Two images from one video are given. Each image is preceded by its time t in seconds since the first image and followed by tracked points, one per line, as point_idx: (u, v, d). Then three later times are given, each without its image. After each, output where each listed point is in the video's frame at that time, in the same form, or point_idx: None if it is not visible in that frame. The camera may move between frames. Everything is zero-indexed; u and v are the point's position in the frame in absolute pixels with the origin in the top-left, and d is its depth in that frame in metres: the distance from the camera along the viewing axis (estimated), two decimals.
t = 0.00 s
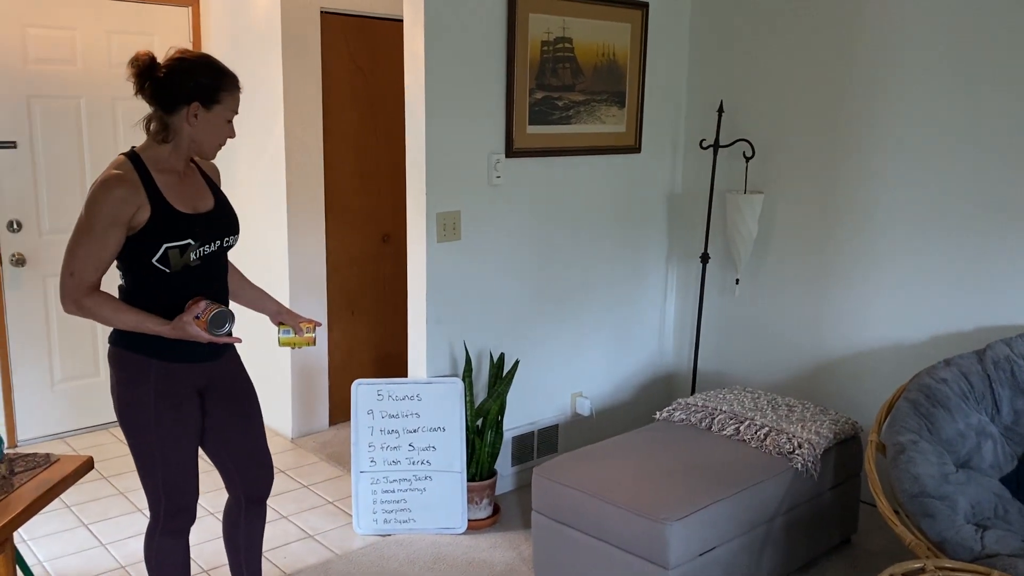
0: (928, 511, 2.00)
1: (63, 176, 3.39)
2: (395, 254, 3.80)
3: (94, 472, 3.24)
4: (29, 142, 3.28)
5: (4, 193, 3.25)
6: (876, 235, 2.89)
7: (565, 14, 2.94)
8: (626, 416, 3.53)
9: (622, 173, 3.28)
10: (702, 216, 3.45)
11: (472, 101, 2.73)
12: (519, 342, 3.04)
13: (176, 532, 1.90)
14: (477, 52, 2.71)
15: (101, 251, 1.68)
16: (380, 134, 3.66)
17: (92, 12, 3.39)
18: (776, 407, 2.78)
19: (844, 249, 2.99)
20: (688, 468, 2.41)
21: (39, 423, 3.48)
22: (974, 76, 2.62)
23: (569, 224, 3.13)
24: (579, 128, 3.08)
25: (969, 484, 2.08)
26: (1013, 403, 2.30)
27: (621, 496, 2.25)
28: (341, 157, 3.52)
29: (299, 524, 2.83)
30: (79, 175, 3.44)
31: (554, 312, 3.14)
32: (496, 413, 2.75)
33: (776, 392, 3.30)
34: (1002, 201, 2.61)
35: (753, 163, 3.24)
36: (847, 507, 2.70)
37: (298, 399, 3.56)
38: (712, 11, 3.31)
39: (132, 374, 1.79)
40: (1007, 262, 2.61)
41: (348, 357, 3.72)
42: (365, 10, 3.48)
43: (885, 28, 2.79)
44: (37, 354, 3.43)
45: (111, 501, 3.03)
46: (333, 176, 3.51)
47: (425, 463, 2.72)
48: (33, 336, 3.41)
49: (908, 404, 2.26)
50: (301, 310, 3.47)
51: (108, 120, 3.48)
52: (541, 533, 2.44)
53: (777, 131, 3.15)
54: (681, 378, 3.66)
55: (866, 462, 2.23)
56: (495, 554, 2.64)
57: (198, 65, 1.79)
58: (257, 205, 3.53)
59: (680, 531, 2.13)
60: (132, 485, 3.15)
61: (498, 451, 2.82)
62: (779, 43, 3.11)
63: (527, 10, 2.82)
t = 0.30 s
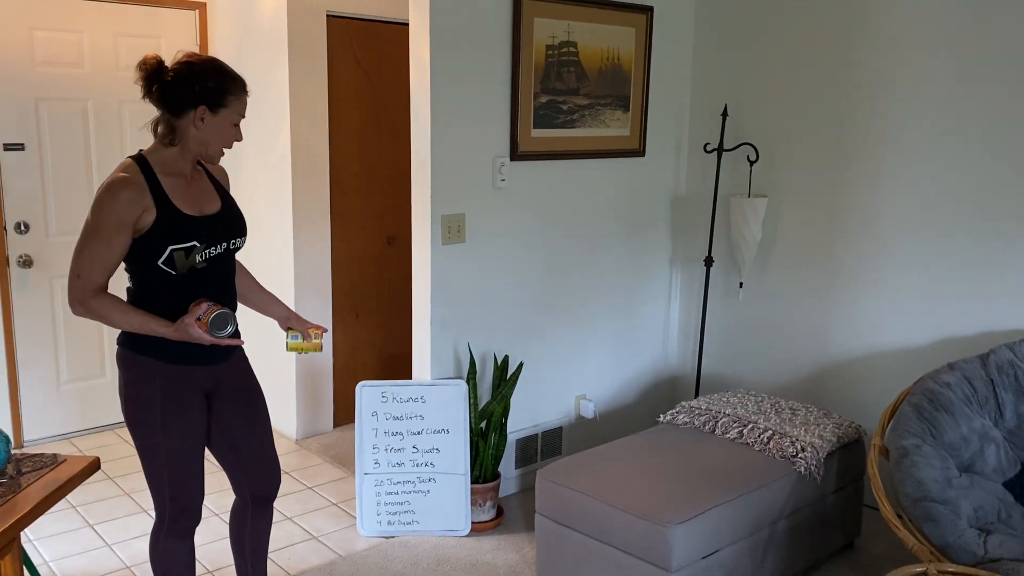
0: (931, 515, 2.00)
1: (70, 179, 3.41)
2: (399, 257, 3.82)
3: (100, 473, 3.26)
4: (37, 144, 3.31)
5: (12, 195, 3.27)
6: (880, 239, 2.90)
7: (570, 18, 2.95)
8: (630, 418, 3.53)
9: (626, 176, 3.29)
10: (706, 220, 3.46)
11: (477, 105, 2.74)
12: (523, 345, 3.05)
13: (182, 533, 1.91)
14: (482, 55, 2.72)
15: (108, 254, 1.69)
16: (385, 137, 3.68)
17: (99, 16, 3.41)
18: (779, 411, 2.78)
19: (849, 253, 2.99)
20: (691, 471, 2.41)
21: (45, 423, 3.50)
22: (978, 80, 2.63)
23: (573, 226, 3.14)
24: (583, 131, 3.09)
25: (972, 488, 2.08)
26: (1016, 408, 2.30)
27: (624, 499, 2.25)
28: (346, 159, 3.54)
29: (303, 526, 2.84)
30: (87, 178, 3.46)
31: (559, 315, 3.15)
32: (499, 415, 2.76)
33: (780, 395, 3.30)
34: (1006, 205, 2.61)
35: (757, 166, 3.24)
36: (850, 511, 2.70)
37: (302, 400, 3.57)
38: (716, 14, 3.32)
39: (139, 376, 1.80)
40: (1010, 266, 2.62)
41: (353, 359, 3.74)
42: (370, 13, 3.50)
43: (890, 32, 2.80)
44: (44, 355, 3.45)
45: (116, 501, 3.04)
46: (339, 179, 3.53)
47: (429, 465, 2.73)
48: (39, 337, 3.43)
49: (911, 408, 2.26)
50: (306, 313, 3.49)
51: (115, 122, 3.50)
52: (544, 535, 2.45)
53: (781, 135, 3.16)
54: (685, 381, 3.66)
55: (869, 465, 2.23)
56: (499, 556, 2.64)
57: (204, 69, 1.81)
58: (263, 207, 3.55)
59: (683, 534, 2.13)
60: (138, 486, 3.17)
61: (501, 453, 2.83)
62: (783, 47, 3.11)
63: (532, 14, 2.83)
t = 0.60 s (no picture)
0: (934, 520, 2.00)
1: (76, 182, 3.43)
2: (403, 261, 3.83)
3: (104, 475, 3.27)
4: (43, 148, 3.32)
5: (19, 198, 3.29)
6: (884, 244, 2.90)
7: (574, 23, 2.96)
8: (633, 423, 3.54)
9: (630, 181, 3.30)
10: (709, 225, 3.46)
11: (481, 109, 2.75)
12: (526, 349, 3.05)
13: (186, 535, 1.92)
14: (487, 60, 2.74)
15: (116, 258, 1.70)
16: (390, 141, 3.69)
17: (106, 20, 3.43)
18: (783, 416, 2.79)
19: (853, 258, 2.99)
20: (695, 476, 2.42)
21: (50, 426, 3.52)
22: (982, 86, 2.63)
23: (577, 231, 3.14)
24: (587, 135, 3.10)
25: (976, 494, 2.09)
26: (1020, 414, 2.30)
27: (629, 503, 2.26)
28: (350, 163, 3.55)
29: (307, 529, 2.85)
30: (93, 181, 3.48)
31: (562, 319, 3.16)
32: (503, 419, 2.76)
33: (783, 400, 3.30)
34: (1009, 211, 2.61)
35: (760, 171, 3.25)
36: (853, 516, 2.70)
37: (306, 404, 3.58)
38: (720, 20, 3.33)
39: (144, 379, 1.81)
40: (1014, 272, 2.62)
41: (356, 362, 3.75)
42: (375, 18, 3.51)
43: (894, 38, 2.81)
44: (49, 357, 3.47)
45: (121, 504, 3.05)
46: (343, 183, 3.54)
47: (433, 469, 2.74)
48: (45, 339, 3.44)
49: (915, 413, 2.26)
50: (309, 316, 3.50)
51: (121, 126, 3.52)
52: (548, 539, 2.45)
53: (785, 140, 3.16)
54: (689, 386, 3.66)
55: (873, 471, 2.24)
56: (502, 559, 2.65)
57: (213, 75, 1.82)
58: (267, 211, 3.56)
59: (687, 538, 2.14)
60: (142, 488, 3.18)
61: (505, 457, 2.83)
62: (787, 53, 3.12)
63: (537, 19, 2.84)
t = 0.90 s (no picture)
0: (938, 526, 2.00)
1: (82, 185, 3.44)
2: (407, 265, 3.84)
3: (109, 478, 3.28)
4: (50, 151, 3.34)
5: (26, 201, 3.31)
6: (888, 250, 2.90)
7: (579, 29, 2.97)
8: (637, 428, 3.54)
9: (635, 186, 3.31)
10: (714, 230, 3.47)
11: (486, 115, 2.76)
12: (531, 354, 3.06)
13: (191, 539, 1.92)
14: (492, 66, 2.75)
15: (124, 261, 1.71)
16: (395, 145, 3.70)
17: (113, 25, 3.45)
18: (787, 421, 2.79)
19: (857, 264, 2.99)
20: (699, 481, 2.42)
21: (55, 429, 3.53)
22: (987, 92, 2.63)
23: (582, 236, 3.15)
24: (592, 141, 3.11)
25: (980, 500, 2.08)
26: None
27: (633, 508, 2.26)
28: (355, 168, 3.56)
29: (311, 532, 2.85)
30: (99, 185, 3.49)
31: (566, 324, 3.16)
32: (507, 423, 2.77)
33: (787, 406, 3.30)
34: (1013, 216, 2.61)
35: (765, 177, 3.25)
36: (858, 521, 2.70)
37: (311, 408, 3.59)
38: (725, 26, 3.34)
39: (151, 382, 1.82)
40: (1019, 278, 2.62)
41: (361, 367, 3.75)
42: (381, 23, 3.53)
43: (898, 44, 2.81)
44: (55, 360, 3.48)
45: (125, 507, 3.06)
46: (348, 187, 3.55)
47: (437, 473, 2.74)
48: (51, 342, 3.45)
49: (919, 419, 2.26)
50: (314, 320, 3.51)
51: (128, 130, 3.54)
52: (552, 544, 2.45)
53: (789, 146, 3.17)
54: (693, 392, 3.66)
55: (877, 477, 2.24)
56: (506, 564, 2.65)
57: (218, 78, 1.83)
58: (273, 215, 3.57)
59: (691, 543, 2.14)
60: (147, 491, 3.19)
61: (509, 462, 2.84)
62: (792, 59, 3.13)
63: (542, 25, 2.85)
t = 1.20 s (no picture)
0: (944, 533, 1.99)
1: (89, 190, 3.46)
2: (413, 270, 3.84)
3: (115, 483, 3.29)
4: (58, 157, 3.36)
5: (33, 206, 3.32)
6: (894, 256, 2.89)
7: (585, 35, 2.98)
8: (642, 433, 3.53)
9: (640, 192, 3.31)
10: (719, 235, 3.47)
11: (492, 120, 2.77)
12: (536, 359, 3.06)
13: (196, 543, 1.92)
14: (497, 72, 2.76)
15: (135, 260, 1.72)
16: (401, 150, 3.71)
17: (120, 31, 3.47)
18: (792, 427, 2.78)
19: (863, 270, 2.99)
20: (704, 487, 2.41)
21: (61, 433, 3.54)
22: (993, 97, 2.63)
23: (587, 241, 3.15)
24: (597, 147, 3.11)
25: (986, 507, 2.08)
26: None
27: (637, 513, 2.25)
28: (361, 173, 3.57)
29: (316, 537, 2.85)
30: (106, 190, 3.51)
31: (572, 330, 3.16)
32: (511, 429, 2.78)
33: (793, 412, 3.29)
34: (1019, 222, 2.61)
35: (770, 183, 3.25)
36: (864, 528, 2.69)
37: (317, 413, 3.59)
38: (730, 32, 3.35)
39: (156, 387, 1.82)
40: None
41: (366, 371, 3.76)
42: (388, 30, 3.54)
43: (904, 50, 2.81)
44: (61, 364, 3.49)
45: (131, 511, 3.07)
46: (354, 192, 3.56)
47: (441, 478, 2.74)
48: (58, 347, 3.47)
49: (925, 426, 2.25)
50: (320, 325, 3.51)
51: (135, 136, 3.56)
52: (557, 550, 2.45)
53: (795, 152, 3.17)
54: (698, 398, 3.66)
55: (883, 484, 2.23)
56: (510, 569, 2.65)
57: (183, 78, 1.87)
58: (279, 220, 3.58)
59: (696, 549, 2.13)
60: (152, 496, 3.19)
61: (514, 467, 2.84)
62: (797, 65, 3.13)
63: (548, 31, 2.86)
